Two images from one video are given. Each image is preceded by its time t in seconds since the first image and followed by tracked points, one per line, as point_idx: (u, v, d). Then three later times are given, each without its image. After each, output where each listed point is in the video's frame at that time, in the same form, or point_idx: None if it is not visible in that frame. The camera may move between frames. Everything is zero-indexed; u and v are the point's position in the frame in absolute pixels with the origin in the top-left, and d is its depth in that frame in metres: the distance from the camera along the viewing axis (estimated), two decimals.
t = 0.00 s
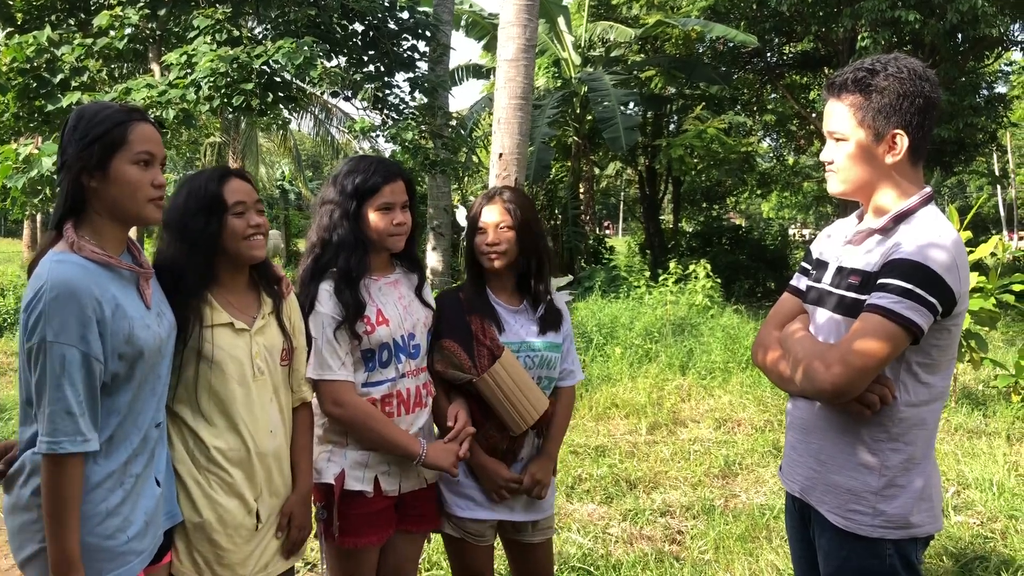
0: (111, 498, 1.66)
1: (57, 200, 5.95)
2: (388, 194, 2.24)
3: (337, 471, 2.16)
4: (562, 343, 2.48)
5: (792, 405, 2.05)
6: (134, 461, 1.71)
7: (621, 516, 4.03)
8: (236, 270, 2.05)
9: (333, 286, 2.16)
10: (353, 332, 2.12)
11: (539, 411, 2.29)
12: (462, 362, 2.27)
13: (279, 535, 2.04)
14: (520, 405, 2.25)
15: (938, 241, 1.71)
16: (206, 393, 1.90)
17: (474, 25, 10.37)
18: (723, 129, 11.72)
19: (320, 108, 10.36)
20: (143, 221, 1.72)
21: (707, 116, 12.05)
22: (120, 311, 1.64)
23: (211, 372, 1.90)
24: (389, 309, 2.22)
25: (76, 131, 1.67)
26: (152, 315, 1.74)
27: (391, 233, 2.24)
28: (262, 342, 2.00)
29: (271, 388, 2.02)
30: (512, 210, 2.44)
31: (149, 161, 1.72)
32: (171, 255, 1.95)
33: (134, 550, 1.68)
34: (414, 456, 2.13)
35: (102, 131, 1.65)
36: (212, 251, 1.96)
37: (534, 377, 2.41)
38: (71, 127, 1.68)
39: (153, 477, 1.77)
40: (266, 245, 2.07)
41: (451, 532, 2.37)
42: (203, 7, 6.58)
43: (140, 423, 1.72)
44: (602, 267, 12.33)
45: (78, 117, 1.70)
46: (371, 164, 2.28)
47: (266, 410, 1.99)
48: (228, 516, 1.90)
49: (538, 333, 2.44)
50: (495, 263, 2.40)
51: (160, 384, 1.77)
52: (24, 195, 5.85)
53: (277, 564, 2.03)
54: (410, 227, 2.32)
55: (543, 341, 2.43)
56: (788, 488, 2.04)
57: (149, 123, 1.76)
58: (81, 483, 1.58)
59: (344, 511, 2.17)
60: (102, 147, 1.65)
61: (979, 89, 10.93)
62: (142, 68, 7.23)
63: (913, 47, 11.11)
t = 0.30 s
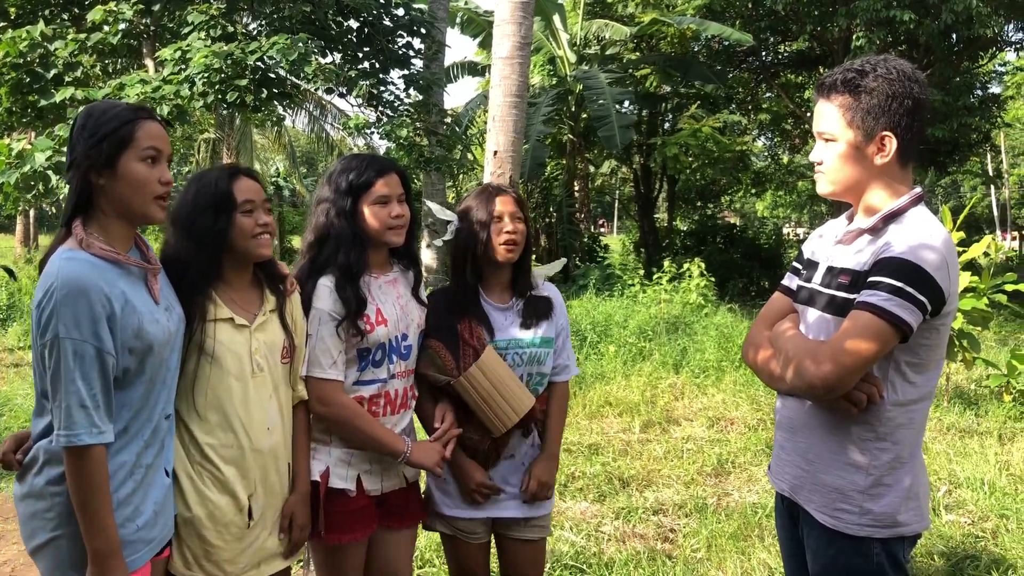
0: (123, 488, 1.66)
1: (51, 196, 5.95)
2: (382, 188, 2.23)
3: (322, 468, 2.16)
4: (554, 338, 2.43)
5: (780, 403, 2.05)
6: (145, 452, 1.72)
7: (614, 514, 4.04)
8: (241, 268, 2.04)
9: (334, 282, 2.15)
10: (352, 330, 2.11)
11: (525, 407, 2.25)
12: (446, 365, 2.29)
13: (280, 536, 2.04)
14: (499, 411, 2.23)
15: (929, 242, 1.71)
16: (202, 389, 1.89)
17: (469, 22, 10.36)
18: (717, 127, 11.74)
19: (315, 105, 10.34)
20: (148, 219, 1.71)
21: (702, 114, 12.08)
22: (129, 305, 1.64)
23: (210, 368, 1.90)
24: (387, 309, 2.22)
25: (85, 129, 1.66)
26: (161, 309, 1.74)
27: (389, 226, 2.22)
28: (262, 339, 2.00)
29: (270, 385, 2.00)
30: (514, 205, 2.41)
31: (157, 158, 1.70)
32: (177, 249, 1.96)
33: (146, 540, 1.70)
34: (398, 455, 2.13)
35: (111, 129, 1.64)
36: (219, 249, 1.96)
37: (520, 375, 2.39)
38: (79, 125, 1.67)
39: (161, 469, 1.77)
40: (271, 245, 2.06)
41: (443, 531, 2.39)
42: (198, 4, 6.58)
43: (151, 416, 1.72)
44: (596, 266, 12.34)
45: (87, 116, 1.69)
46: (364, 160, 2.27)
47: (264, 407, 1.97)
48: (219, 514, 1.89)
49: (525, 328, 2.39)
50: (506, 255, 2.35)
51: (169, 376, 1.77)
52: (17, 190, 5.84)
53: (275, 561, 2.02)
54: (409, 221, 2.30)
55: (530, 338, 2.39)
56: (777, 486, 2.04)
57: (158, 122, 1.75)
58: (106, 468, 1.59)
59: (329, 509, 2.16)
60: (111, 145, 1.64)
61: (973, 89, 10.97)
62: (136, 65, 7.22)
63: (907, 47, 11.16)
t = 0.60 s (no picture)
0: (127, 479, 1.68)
1: (53, 187, 5.96)
2: (400, 181, 2.24)
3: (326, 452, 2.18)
4: (573, 330, 2.44)
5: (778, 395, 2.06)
6: (143, 446, 1.72)
7: (614, 507, 4.05)
8: (256, 260, 2.05)
9: (358, 280, 2.14)
10: (375, 327, 2.12)
11: (540, 398, 2.25)
12: (463, 353, 2.32)
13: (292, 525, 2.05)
14: (513, 399, 2.23)
15: (931, 237, 1.72)
16: (210, 375, 1.91)
17: (471, 15, 10.35)
18: (719, 122, 11.73)
19: (317, 96, 10.34)
20: (168, 213, 1.72)
21: (704, 109, 12.07)
22: (139, 300, 1.64)
23: (220, 355, 1.91)
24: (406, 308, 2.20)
25: (106, 126, 1.68)
26: (171, 308, 1.75)
27: (413, 218, 2.23)
28: (274, 329, 1.99)
29: (281, 374, 2.00)
30: (537, 198, 2.40)
31: (175, 156, 1.72)
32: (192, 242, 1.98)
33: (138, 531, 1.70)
34: (403, 452, 2.17)
35: (132, 127, 1.66)
36: (236, 241, 1.98)
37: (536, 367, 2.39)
38: (100, 122, 1.69)
39: (159, 462, 1.78)
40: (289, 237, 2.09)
41: (458, 517, 2.40)
42: None
43: (150, 410, 1.72)
44: (597, 259, 12.35)
45: (107, 114, 1.71)
46: (379, 158, 2.28)
47: (273, 396, 1.97)
48: (224, 501, 1.91)
49: (545, 321, 2.39)
50: (530, 248, 2.36)
51: (173, 372, 1.77)
52: (19, 181, 5.84)
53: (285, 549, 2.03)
54: (431, 214, 2.30)
55: (548, 330, 2.39)
56: (774, 479, 2.05)
57: (176, 120, 1.76)
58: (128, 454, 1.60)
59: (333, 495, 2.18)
60: (131, 143, 1.66)
61: (976, 84, 10.95)
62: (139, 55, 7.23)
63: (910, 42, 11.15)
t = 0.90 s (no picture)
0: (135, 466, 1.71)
1: (65, 178, 6.00)
2: (424, 174, 2.24)
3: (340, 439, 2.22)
4: (584, 323, 2.45)
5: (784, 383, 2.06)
6: (148, 436, 1.74)
7: (624, 497, 4.07)
8: (277, 251, 2.06)
9: (376, 269, 2.16)
10: (389, 315, 2.15)
11: (550, 386, 2.25)
12: (475, 340, 2.35)
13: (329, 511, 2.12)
14: (522, 387, 2.24)
15: (944, 228, 1.72)
16: (233, 364, 1.93)
17: (481, 5, 10.33)
18: (730, 112, 11.70)
19: (327, 88, 10.35)
20: (177, 209, 1.74)
21: (715, 99, 12.03)
22: (141, 291, 1.66)
23: (243, 344, 1.93)
24: (422, 297, 2.22)
25: (127, 118, 1.70)
26: (178, 299, 1.76)
27: (434, 212, 2.24)
28: (294, 320, 2.01)
29: (300, 364, 2.01)
30: (551, 191, 2.40)
31: (190, 155, 1.73)
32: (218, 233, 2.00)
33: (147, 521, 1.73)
34: (420, 441, 2.16)
35: (153, 122, 1.68)
36: (260, 235, 1.99)
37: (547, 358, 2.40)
38: (120, 115, 1.71)
39: (166, 452, 1.80)
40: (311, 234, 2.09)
41: (461, 506, 2.40)
42: None
43: (154, 401, 1.74)
44: (607, 250, 12.36)
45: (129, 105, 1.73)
46: (406, 148, 2.30)
47: (292, 385, 1.98)
48: (243, 489, 1.92)
49: (556, 313, 2.41)
50: (539, 241, 2.36)
51: (180, 364, 1.79)
52: (33, 172, 5.89)
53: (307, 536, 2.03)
54: (452, 207, 2.30)
55: (560, 321, 2.40)
56: (781, 467, 2.06)
57: (197, 118, 1.78)
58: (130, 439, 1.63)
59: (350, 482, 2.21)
60: (148, 136, 1.68)
61: (989, 74, 10.86)
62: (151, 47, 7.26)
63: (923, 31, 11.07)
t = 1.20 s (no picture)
0: (145, 454, 1.70)
1: (81, 171, 6.03)
2: (435, 164, 2.23)
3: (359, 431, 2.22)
4: (571, 317, 2.39)
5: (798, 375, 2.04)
6: (168, 417, 1.75)
7: (639, 489, 4.05)
8: (283, 247, 2.04)
9: (389, 257, 2.15)
10: (402, 302, 2.13)
11: (528, 376, 2.22)
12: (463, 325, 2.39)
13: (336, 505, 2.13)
14: (500, 376, 2.22)
15: (956, 214, 1.69)
16: (242, 359, 1.93)
17: None
18: (746, 102, 11.63)
19: (341, 80, 10.35)
20: (177, 196, 1.73)
21: (731, 90, 11.96)
22: (156, 272, 1.66)
23: (250, 339, 1.93)
24: (436, 280, 2.22)
25: (135, 105, 1.70)
26: (189, 279, 1.76)
27: (444, 201, 2.22)
28: (301, 314, 2.01)
29: (308, 359, 2.02)
30: (541, 184, 2.38)
31: (195, 142, 1.73)
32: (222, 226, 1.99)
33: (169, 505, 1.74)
34: (426, 430, 2.15)
35: (159, 108, 1.68)
36: (270, 233, 1.98)
37: (530, 349, 2.37)
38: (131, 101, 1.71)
39: (185, 436, 1.80)
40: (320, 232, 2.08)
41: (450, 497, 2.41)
42: None
43: (173, 382, 1.74)
44: (622, 242, 12.33)
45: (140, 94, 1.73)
46: (418, 137, 2.26)
47: (300, 379, 1.98)
48: (253, 484, 1.92)
49: (541, 305, 2.37)
50: (528, 233, 2.35)
51: (195, 343, 1.79)
52: (49, 166, 5.92)
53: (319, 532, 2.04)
54: (461, 197, 2.30)
55: (544, 314, 2.36)
56: (794, 460, 2.04)
57: (204, 108, 1.78)
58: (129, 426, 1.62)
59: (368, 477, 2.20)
60: (155, 121, 1.68)
61: (1009, 63, 10.73)
62: (166, 41, 7.29)
63: (942, 20, 10.97)
